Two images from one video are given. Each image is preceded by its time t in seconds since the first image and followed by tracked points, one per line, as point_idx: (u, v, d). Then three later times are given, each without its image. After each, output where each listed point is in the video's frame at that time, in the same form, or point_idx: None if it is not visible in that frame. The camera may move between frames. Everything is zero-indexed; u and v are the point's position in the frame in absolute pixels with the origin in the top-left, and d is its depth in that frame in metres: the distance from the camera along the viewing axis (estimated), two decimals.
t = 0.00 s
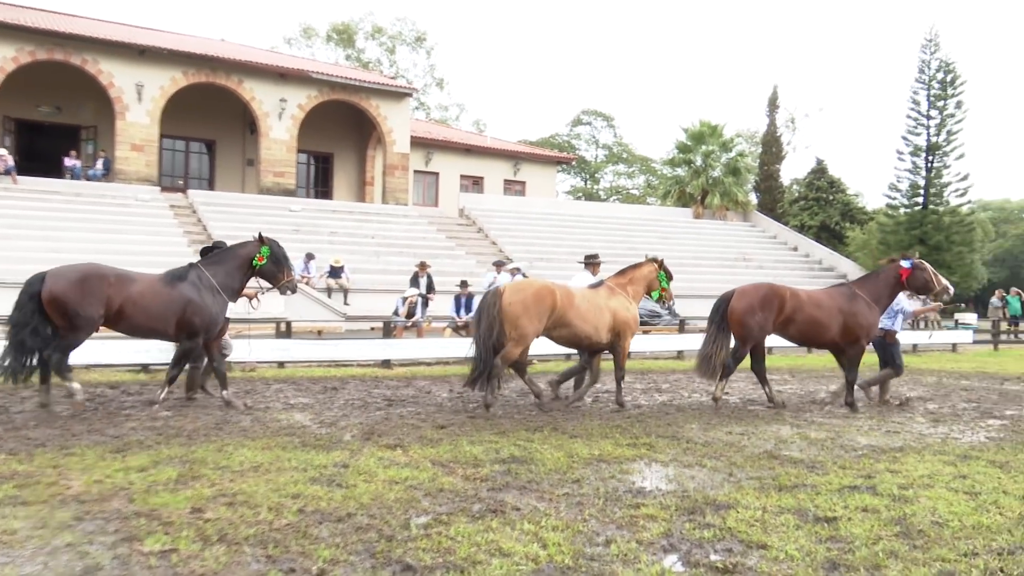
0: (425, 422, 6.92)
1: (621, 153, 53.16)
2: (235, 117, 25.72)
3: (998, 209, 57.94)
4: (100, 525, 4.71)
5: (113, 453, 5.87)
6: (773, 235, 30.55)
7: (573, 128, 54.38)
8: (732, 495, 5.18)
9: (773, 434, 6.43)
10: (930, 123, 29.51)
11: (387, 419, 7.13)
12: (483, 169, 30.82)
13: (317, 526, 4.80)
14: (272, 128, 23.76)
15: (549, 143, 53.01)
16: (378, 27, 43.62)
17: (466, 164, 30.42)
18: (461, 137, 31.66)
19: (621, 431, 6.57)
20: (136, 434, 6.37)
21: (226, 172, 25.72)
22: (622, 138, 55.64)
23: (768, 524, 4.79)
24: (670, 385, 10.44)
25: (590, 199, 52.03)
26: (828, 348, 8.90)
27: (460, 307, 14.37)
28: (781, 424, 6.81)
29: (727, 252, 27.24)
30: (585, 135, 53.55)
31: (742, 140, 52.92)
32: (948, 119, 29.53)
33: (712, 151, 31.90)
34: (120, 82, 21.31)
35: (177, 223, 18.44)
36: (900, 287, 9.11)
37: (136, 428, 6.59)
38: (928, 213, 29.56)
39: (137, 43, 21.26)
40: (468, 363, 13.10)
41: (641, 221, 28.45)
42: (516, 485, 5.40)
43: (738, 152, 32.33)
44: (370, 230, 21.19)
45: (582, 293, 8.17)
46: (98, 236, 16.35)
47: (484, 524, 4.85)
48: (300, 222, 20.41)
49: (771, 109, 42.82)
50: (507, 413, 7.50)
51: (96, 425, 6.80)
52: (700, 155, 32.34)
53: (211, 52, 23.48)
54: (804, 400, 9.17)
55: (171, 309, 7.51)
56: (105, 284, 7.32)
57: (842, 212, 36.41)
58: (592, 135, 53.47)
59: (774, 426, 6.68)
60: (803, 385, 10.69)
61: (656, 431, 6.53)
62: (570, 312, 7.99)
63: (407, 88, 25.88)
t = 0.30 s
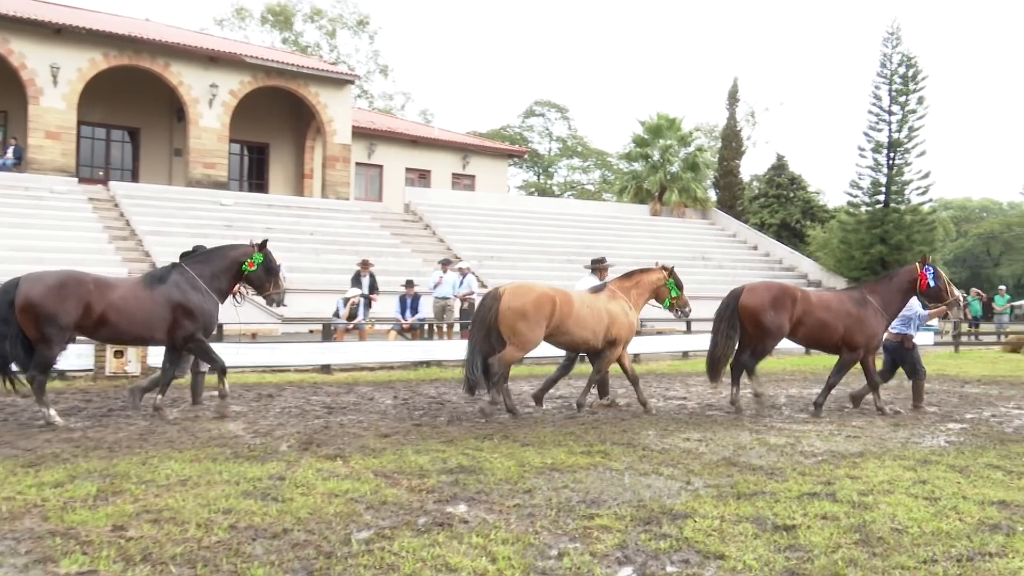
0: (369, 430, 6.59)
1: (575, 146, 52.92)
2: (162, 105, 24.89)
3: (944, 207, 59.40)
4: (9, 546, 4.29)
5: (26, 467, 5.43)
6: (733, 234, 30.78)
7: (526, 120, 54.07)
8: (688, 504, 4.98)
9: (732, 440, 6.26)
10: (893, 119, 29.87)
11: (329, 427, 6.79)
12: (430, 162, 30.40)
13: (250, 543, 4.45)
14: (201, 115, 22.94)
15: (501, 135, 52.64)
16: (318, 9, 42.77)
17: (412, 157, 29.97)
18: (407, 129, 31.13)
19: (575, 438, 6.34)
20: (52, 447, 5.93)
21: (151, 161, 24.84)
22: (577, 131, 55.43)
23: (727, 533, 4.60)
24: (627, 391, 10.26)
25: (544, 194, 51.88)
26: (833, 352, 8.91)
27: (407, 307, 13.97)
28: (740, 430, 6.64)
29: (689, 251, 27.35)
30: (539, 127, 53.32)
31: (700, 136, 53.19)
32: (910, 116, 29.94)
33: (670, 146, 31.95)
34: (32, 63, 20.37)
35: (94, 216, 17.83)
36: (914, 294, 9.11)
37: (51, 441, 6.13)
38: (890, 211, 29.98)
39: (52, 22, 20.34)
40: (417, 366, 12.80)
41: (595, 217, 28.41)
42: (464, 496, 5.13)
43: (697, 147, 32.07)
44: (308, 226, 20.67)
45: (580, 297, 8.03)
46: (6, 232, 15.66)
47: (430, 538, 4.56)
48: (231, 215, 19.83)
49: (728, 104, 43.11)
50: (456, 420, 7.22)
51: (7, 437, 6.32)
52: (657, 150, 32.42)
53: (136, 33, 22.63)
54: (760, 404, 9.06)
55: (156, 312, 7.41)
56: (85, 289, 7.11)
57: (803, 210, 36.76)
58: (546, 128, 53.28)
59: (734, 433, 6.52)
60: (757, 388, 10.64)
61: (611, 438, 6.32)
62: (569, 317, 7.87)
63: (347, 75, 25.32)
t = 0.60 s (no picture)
0: (326, 430, 6.58)
1: (533, 147, 53.22)
2: (115, 102, 24.40)
3: (891, 208, 60.99)
4: None
5: None
6: (687, 234, 31.24)
7: (484, 121, 54.12)
8: (642, 500, 5.07)
9: (685, 437, 6.37)
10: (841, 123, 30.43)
11: (286, 427, 6.77)
12: (388, 162, 30.23)
13: (205, 544, 4.41)
14: (155, 113, 22.54)
15: (459, 136, 52.59)
16: (275, 7, 42.24)
17: (369, 157, 29.78)
18: (364, 128, 30.94)
19: (531, 436, 6.40)
20: None
21: (103, 159, 24.35)
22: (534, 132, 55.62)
23: (680, 528, 4.69)
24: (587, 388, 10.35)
25: (502, 194, 51.98)
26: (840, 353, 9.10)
27: (364, 307, 13.93)
28: (692, 427, 6.77)
29: (645, 251, 27.64)
30: (497, 128, 53.39)
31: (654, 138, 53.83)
32: (858, 120, 30.57)
33: (625, 147, 32.23)
34: None
35: (45, 214, 17.48)
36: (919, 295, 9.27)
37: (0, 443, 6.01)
38: (839, 213, 30.52)
39: None
40: (375, 366, 12.78)
41: (552, 217, 28.60)
42: (422, 494, 5.16)
43: (653, 148, 32.47)
44: (264, 226, 20.48)
45: (587, 296, 8.42)
46: None
47: (388, 536, 4.57)
48: (185, 215, 19.57)
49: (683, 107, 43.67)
50: (414, 419, 7.24)
51: None
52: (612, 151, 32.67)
53: (88, 28, 22.14)
54: (714, 402, 9.22)
55: (167, 311, 7.52)
56: (98, 290, 7.24)
57: (755, 211, 37.43)
58: (503, 129, 53.39)
59: (686, 429, 6.64)
60: (711, 386, 10.85)
61: (568, 436, 6.39)
62: (576, 316, 8.25)
63: (304, 74, 25.12)
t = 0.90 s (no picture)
0: (291, 427, 6.65)
1: (496, 150, 53.48)
2: (81, 102, 24.07)
3: (843, 212, 62.31)
4: None
5: None
6: (646, 237, 31.69)
7: (447, 124, 54.24)
8: (601, 493, 5.23)
9: (642, 431, 6.56)
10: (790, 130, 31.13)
11: (251, 425, 6.83)
12: (354, 164, 30.22)
13: (170, 541, 4.45)
14: (121, 114, 22.29)
15: (423, 139, 52.64)
16: (241, 10, 41.95)
17: (335, 159, 29.73)
18: (331, 130, 30.87)
19: (493, 432, 6.53)
20: None
21: (69, 159, 24.00)
22: (496, 135, 55.92)
23: (636, 520, 4.86)
24: (549, 385, 10.53)
25: (465, 197, 52.08)
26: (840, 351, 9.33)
27: (329, 306, 14.00)
28: (648, 422, 6.96)
29: (603, 252, 28.00)
30: (460, 132, 53.55)
31: (613, 142, 54.50)
32: (807, 127, 31.31)
33: (585, 151, 32.86)
34: None
35: (10, 214, 17.21)
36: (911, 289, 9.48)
37: None
38: (788, 216, 31.20)
39: None
40: (339, 364, 12.83)
41: (515, 219, 28.85)
42: (386, 490, 5.26)
43: (611, 153, 33.38)
44: (231, 226, 20.39)
45: (595, 293, 8.90)
46: None
47: (352, 531, 4.67)
48: (152, 215, 19.42)
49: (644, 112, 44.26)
50: (378, 416, 7.34)
51: None
52: (573, 155, 33.29)
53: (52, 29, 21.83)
54: (671, 397, 9.45)
55: (189, 310, 7.97)
56: (123, 290, 7.63)
57: (709, 214, 38.25)
58: (467, 132, 53.56)
59: (643, 424, 6.82)
60: (669, 382, 11.11)
61: (529, 431, 6.54)
62: (582, 309, 8.70)
63: (271, 77, 25.06)
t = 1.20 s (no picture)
0: (253, 428, 6.58)
1: (462, 150, 53.42)
2: (36, 98, 23.56)
3: (802, 212, 63.25)
4: None
5: None
6: (611, 237, 31.91)
7: (413, 124, 54.07)
8: (566, 492, 5.24)
9: (607, 430, 6.59)
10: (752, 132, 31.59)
11: (212, 426, 6.74)
12: (319, 163, 29.96)
13: (128, 545, 4.37)
14: (79, 110, 21.85)
15: (388, 138, 52.39)
16: (203, 6, 41.35)
17: (299, 157, 29.44)
18: (295, 128, 30.55)
19: (459, 432, 6.52)
20: None
21: (25, 155, 23.47)
22: (461, 135, 55.89)
23: (602, 519, 4.88)
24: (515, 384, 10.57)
25: (431, 196, 51.94)
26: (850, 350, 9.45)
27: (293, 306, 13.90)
28: (613, 421, 6.99)
29: (568, 252, 28.19)
30: (426, 131, 53.41)
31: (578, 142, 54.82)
32: (768, 129, 31.80)
33: (551, 151, 32.89)
34: None
35: None
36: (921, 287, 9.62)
37: None
38: (750, 217, 31.62)
39: None
40: (304, 364, 12.73)
41: (482, 219, 28.92)
42: (350, 491, 5.23)
43: (577, 153, 33.18)
44: (193, 225, 20.14)
45: (596, 295, 9.02)
46: None
47: (316, 533, 4.63)
48: (112, 213, 19.09)
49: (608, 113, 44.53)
50: (342, 416, 7.28)
51: None
52: (539, 155, 33.24)
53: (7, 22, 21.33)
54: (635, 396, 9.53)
55: (206, 311, 8.08)
56: (143, 291, 7.73)
57: (673, 215, 38.94)
58: (433, 132, 53.44)
59: (608, 424, 6.85)
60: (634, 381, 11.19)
61: (494, 431, 6.54)
62: (585, 311, 8.86)
63: (234, 74, 24.78)
